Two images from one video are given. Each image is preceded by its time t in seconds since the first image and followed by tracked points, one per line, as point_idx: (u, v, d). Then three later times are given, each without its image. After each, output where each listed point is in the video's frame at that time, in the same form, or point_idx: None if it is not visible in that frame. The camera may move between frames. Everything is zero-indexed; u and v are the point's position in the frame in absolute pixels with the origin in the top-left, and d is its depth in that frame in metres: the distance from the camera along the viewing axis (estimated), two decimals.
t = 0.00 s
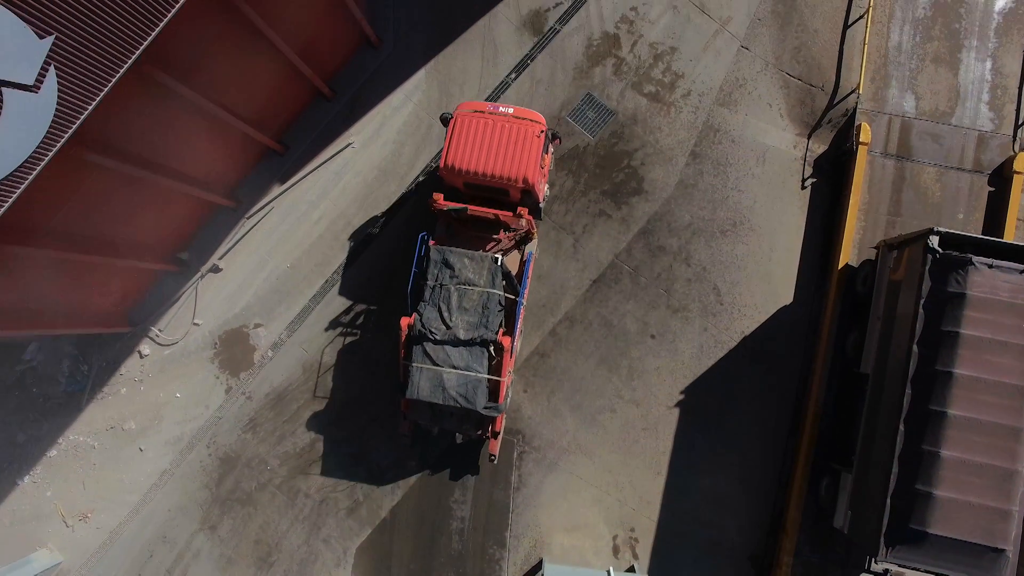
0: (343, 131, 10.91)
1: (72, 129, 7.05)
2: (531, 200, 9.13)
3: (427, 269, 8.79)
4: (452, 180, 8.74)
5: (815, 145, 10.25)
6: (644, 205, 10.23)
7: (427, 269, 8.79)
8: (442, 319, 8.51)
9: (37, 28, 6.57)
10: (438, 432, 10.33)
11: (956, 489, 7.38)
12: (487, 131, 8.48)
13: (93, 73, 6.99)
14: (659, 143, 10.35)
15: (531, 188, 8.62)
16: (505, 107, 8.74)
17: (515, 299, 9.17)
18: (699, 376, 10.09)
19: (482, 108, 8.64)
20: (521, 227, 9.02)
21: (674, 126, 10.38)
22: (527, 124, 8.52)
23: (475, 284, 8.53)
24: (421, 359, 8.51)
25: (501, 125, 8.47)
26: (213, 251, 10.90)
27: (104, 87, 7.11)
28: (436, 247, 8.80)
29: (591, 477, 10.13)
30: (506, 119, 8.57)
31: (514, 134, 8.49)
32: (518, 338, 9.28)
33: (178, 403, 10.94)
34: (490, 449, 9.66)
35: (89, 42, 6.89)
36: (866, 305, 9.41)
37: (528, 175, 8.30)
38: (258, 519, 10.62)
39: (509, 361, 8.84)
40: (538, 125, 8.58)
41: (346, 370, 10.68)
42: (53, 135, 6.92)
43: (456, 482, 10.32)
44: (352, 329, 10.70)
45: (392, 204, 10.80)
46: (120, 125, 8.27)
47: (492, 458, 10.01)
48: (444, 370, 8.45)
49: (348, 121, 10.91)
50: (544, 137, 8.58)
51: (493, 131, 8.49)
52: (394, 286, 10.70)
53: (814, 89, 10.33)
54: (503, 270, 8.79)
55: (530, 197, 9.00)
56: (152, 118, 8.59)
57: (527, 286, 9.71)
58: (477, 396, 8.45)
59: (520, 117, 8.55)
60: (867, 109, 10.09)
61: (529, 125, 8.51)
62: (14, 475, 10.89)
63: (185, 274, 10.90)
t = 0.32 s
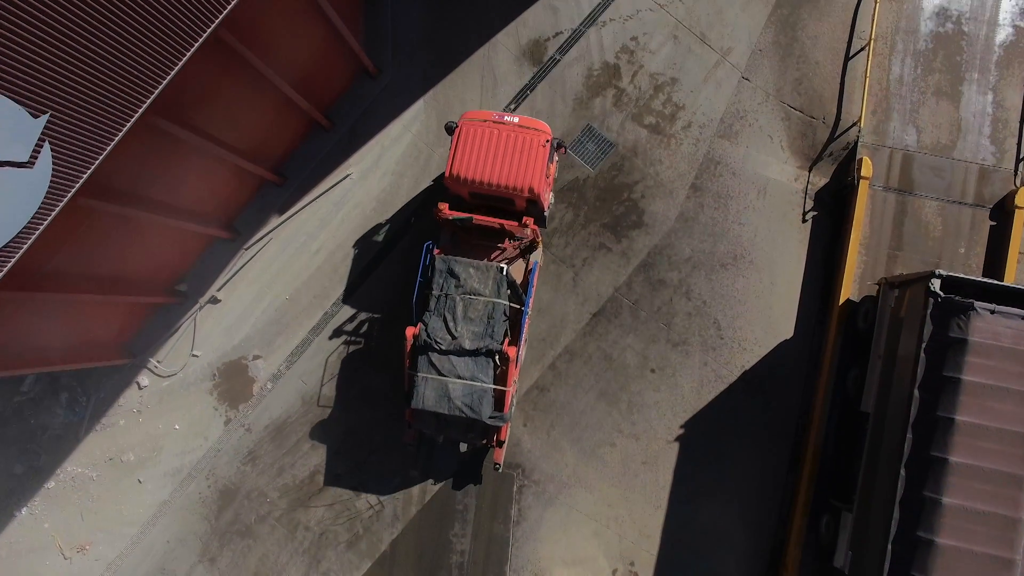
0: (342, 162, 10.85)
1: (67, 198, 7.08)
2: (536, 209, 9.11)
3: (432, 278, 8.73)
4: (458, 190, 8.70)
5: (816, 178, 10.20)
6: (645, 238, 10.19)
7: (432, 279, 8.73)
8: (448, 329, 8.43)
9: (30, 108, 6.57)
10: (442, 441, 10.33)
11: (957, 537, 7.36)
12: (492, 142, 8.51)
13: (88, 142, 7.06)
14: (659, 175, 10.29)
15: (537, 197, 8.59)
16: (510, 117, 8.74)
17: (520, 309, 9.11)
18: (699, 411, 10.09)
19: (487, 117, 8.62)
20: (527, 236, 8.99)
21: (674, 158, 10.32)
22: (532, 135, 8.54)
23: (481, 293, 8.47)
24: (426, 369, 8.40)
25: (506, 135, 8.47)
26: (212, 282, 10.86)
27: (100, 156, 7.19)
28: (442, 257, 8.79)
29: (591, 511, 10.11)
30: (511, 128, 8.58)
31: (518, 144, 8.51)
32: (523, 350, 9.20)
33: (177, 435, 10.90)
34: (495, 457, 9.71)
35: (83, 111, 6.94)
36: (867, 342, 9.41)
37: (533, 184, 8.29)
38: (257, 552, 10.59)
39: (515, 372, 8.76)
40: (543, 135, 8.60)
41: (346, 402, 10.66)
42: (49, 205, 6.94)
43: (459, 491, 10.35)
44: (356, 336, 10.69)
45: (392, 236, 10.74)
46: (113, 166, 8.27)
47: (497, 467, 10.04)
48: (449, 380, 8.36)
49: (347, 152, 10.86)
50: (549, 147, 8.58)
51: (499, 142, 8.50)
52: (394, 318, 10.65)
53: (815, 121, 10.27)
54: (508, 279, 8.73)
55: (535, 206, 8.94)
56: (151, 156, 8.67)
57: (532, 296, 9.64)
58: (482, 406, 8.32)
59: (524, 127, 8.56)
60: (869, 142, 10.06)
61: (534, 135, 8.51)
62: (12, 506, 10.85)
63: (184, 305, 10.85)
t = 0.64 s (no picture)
0: (341, 197, 10.83)
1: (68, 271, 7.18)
2: (540, 219, 9.17)
3: (437, 289, 8.75)
4: (463, 200, 8.78)
5: (816, 216, 10.20)
6: (644, 277, 10.22)
7: (437, 289, 8.76)
8: (453, 339, 8.46)
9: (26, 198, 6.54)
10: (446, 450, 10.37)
11: None
12: (496, 152, 8.55)
13: (90, 216, 7.14)
14: (659, 214, 10.29)
15: (541, 208, 8.65)
16: (514, 127, 8.77)
17: (525, 319, 9.15)
18: (698, 449, 10.13)
19: (492, 128, 8.67)
20: (531, 246, 9.12)
21: (674, 196, 10.31)
22: (537, 145, 8.57)
23: (485, 304, 8.52)
24: (432, 379, 8.42)
25: (510, 146, 8.51)
26: (211, 317, 10.85)
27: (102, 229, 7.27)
28: (446, 267, 8.82)
29: (590, 549, 10.14)
30: (516, 140, 8.63)
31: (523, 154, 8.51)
32: (527, 359, 9.25)
33: (177, 470, 10.90)
34: (499, 468, 9.75)
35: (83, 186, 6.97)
36: (866, 383, 9.41)
37: (537, 195, 8.35)
38: None
39: (519, 381, 8.81)
40: (547, 145, 8.62)
41: (346, 439, 10.68)
42: (49, 280, 7.01)
43: (464, 500, 10.41)
44: (360, 345, 10.69)
45: (392, 272, 10.75)
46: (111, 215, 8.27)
47: (502, 475, 10.10)
48: (455, 390, 8.37)
49: (346, 187, 10.84)
50: (553, 158, 8.62)
51: (503, 152, 8.53)
52: (393, 353, 10.66)
53: (816, 159, 10.26)
54: (513, 289, 8.80)
55: (540, 216, 8.99)
56: (148, 203, 8.63)
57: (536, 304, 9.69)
58: (488, 415, 8.34)
59: (528, 137, 8.59)
60: (869, 181, 10.07)
61: (539, 146, 8.53)
62: (11, 541, 10.83)
63: (183, 340, 10.84)
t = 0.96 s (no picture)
0: (341, 233, 10.82)
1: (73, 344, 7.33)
2: (544, 228, 9.25)
3: (443, 299, 8.73)
4: (468, 211, 8.84)
5: (816, 255, 10.21)
6: (644, 315, 10.25)
7: (442, 299, 8.73)
8: (459, 350, 8.42)
9: (26, 291, 6.56)
10: (451, 458, 10.44)
11: None
12: (501, 163, 8.59)
13: (92, 292, 7.21)
14: (659, 252, 10.28)
15: (546, 218, 8.73)
16: (518, 137, 8.80)
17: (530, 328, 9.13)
18: (698, 488, 10.15)
19: (496, 139, 8.69)
20: (536, 256, 9.18)
21: (675, 235, 10.31)
22: (540, 155, 8.61)
23: (491, 314, 8.48)
24: (438, 390, 8.35)
25: (515, 156, 8.54)
26: (211, 352, 10.87)
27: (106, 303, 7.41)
28: (451, 278, 8.78)
29: None
30: (520, 150, 8.65)
31: (526, 165, 8.57)
32: (533, 368, 9.21)
33: (178, 504, 10.91)
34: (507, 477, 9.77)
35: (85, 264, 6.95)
36: (865, 425, 9.49)
37: (542, 206, 8.43)
38: None
39: (526, 391, 8.78)
40: (551, 156, 8.67)
41: (346, 475, 10.68)
42: (52, 355, 7.16)
43: (471, 506, 10.49)
44: (365, 353, 10.72)
45: (392, 308, 10.75)
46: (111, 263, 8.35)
47: (508, 484, 10.17)
48: (462, 400, 8.30)
49: (346, 223, 10.84)
50: (557, 168, 8.68)
51: (507, 163, 8.57)
52: (394, 389, 10.68)
53: (816, 197, 10.25)
54: (518, 299, 8.74)
55: (544, 226, 9.08)
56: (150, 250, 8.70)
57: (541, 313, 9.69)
58: (495, 425, 8.28)
59: (532, 148, 8.61)
60: (869, 221, 10.08)
61: (541, 156, 8.58)
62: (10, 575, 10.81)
63: (183, 375, 10.86)
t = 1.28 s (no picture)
0: (341, 264, 10.82)
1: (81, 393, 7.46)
2: (547, 236, 9.26)
3: (447, 308, 8.77)
4: (472, 220, 8.80)
5: (816, 288, 10.21)
6: (644, 348, 10.28)
7: (446, 308, 8.76)
8: (463, 358, 8.44)
9: (24, 374, 6.75)
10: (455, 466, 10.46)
11: None
12: (504, 171, 8.59)
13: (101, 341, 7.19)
14: (659, 285, 10.30)
15: (549, 226, 8.75)
16: (520, 145, 8.82)
17: (534, 334, 9.15)
18: (698, 521, 10.17)
19: (498, 147, 8.69)
20: (539, 263, 9.11)
21: (675, 267, 10.31)
22: (542, 163, 8.63)
23: (495, 322, 8.51)
24: (443, 399, 8.34)
25: (518, 164, 8.54)
26: (211, 383, 10.88)
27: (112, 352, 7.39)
28: (456, 286, 8.84)
29: None
30: (523, 157, 8.64)
31: (529, 173, 8.59)
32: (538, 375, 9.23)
33: (178, 534, 10.90)
34: (513, 484, 9.72)
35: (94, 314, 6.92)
36: (865, 460, 9.45)
37: (546, 214, 8.44)
38: None
39: (531, 397, 8.79)
40: (553, 163, 8.71)
41: (346, 506, 10.69)
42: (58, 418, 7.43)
43: (477, 511, 10.52)
44: (369, 359, 10.74)
45: (392, 338, 10.76)
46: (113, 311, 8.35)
47: (514, 490, 10.23)
48: (466, 409, 8.30)
49: (346, 253, 10.84)
50: (559, 175, 8.72)
51: (511, 171, 8.57)
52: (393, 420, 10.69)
53: (817, 231, 10.25)
54: (522, 307, 8.76)
55: (547, 234, 9.10)
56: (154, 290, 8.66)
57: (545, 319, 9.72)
58: (501, 433, 8.28)
59: (535, 155, 8.64)
60: (869, 255, 10.10)
61: (543, 163, 8.62)
62: None
63: (184, 406, 10.87)
